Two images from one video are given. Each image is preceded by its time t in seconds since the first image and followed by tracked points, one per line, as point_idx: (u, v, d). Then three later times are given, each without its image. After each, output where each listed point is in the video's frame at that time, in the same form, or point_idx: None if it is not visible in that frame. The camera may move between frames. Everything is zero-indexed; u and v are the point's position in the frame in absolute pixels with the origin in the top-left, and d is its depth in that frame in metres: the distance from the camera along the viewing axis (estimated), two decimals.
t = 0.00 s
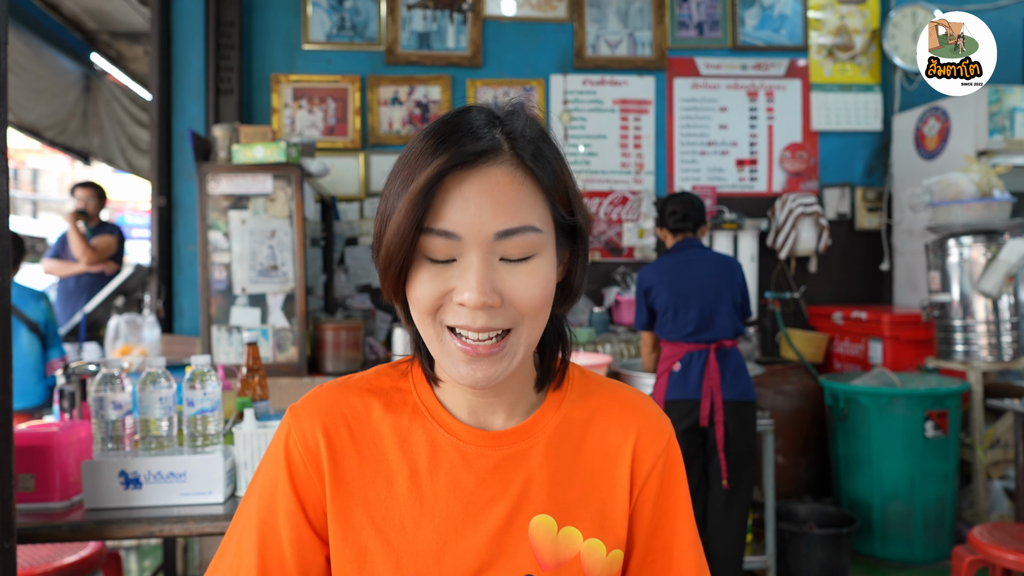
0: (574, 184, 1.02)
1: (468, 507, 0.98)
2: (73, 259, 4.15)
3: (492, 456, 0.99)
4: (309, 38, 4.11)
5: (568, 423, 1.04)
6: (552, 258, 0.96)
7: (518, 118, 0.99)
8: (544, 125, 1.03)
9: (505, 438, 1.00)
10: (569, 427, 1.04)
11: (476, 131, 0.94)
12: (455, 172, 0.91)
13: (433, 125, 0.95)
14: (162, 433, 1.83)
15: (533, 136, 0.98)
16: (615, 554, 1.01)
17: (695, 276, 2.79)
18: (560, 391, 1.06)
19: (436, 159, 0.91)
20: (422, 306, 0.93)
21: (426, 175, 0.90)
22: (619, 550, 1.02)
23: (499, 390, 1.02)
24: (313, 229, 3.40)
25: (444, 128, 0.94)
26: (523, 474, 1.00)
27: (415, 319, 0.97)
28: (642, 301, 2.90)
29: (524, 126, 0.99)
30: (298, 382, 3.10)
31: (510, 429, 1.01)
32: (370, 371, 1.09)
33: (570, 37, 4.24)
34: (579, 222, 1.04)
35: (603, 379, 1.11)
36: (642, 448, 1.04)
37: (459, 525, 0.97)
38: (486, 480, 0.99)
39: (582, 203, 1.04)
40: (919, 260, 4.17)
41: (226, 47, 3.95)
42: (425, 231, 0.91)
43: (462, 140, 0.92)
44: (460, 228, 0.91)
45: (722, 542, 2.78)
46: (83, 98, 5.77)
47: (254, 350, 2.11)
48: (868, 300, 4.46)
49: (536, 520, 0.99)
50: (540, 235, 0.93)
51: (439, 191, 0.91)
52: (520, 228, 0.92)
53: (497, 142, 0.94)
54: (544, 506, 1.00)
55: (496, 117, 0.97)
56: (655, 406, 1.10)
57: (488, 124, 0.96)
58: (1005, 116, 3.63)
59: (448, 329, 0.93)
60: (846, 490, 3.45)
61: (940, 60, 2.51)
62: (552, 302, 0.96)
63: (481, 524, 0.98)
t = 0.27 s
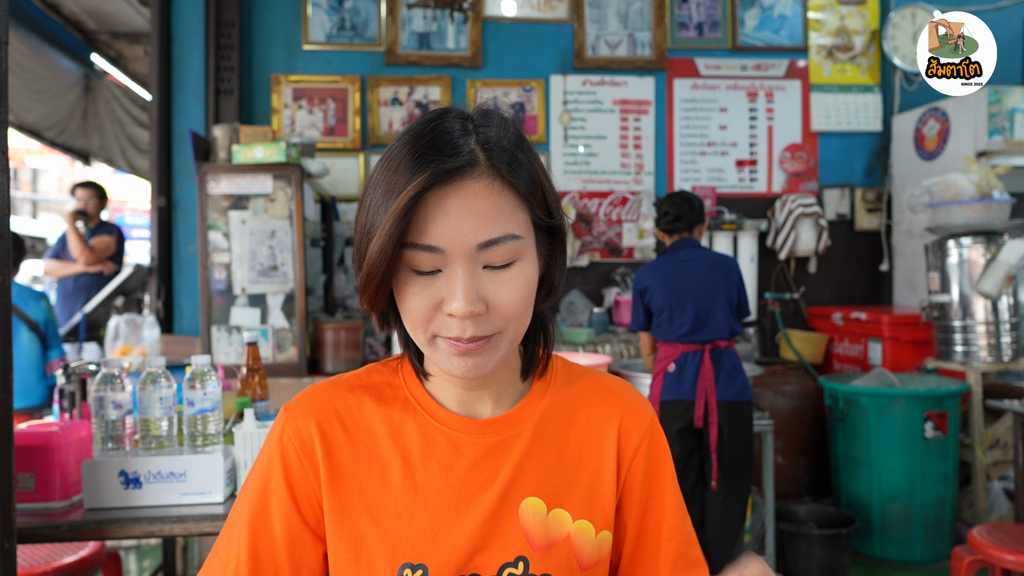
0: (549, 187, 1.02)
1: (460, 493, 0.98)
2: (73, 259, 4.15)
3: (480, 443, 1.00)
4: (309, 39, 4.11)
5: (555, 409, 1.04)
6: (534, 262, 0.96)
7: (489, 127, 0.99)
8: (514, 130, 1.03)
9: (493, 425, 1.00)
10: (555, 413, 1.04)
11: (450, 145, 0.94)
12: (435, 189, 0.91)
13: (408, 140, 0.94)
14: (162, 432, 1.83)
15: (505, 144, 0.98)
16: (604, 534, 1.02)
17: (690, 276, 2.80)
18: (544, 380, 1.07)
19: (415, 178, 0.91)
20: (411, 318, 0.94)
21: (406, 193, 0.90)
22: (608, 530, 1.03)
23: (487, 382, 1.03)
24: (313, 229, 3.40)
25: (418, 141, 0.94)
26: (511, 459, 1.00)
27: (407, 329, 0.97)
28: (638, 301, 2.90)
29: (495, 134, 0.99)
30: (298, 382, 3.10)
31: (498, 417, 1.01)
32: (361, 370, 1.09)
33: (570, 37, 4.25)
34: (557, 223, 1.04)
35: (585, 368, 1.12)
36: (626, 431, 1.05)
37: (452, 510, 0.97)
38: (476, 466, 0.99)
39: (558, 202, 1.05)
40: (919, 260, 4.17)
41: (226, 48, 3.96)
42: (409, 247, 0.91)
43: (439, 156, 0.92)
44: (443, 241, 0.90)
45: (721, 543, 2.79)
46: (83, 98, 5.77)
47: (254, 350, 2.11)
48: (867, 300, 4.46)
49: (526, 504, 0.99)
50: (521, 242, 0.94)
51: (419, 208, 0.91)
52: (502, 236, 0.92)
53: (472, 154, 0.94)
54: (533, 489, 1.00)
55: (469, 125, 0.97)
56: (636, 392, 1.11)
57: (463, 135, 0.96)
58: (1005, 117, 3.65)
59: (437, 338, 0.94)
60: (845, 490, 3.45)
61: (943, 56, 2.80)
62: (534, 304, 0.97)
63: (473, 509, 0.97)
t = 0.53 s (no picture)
0: (539, 185, 1.02)
1: (454, 479, 0.98)
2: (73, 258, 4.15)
3: (473, 430, 1.00)
4: (309, 38, 4.11)
5: (544, 396, 1.04)
6: (525, 258, 0.96)
7: (482, 127, 0.99)
8: (504, 129, 1.03)
9: (485, 413, 1.01)
10: (544, 399, 1.04)
11: (443, 145, 0.94)
12: (429, 187, 0.91)
13: (400, 141, 0.94)
14: (161, 431, 1.82)
15: (497, 144, 0.98)
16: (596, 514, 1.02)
17: (687, 276, 2.81)
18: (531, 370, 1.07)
19: (409, 177, 0.91)
20: (408, 314, 0.94)
21: (400, 193, 0.90)
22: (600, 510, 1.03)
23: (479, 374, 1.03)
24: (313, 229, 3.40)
25: (411, 141, 0.94)
26: (503, 445, 1.00)
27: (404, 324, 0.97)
28: (637, 301, 2.92)
29: (486, 134, 0.99)
30: (298, 382, 3.10)
31: (490, 404, 1.02)
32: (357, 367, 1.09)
33: (570, 38, 4.25)
34: (547, 220, 1.04)
35: (572, 358, 1.12)
36: (611, 414, 1.05)
37: (447, 496, 0.98)
38: (469, 453, 0.99)
39: (547, 200, 1.05)
40: (919, 262, 4.17)
41: (226, 47, 3.96)
42: (404, 244, 0.91)
43: (432, 156, 0.92)
44: (438, 238, 0.91)
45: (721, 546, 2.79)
46: (84, 98, 5.78)
47: (254, 348, 2.11)
48: (867, 302, 4.46)
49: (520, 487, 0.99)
50: (513, 239, 0.94)
51: (414, 206, 0.91)
52: (495, 233, 0.92)
53: (464, 154, 0.94)
54: (526, 474, 1.00)
55: (461, 126, 0.97)
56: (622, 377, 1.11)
57: (453, 135, 0.96)
58: (1006, 119, 3.64)
59: (431, 334, 0.94)
60: (845, 491, 3.45)
61: (942, 59, 3.07)
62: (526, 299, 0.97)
63: (468, 494, 0.98)
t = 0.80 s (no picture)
0: (542, 188, 1.03)
1: (448, 470, 0.99)
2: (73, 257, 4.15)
3: (466, 422, 1.01)
4: (310, 38, 4.11)
5: (535, 389, 1.05)
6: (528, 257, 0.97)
7: (492, 128, 0.99)
8: (510, 132, 1.03)
9: (478, 405, 1.02)
10: (536, 392, 1.05)
11: (456, 143, 0.94)
12: (442, 181, 0.91)
13: (410, 137, 0.94)
14: (162, 429, 1.83)
15: (506, 146, 0.99)
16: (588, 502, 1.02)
17: (686, 275, 2.81)
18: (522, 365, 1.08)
19: (423, 171, 0.91)
20: (413, 306, 0.93)
21: (411, 188, 0.90)
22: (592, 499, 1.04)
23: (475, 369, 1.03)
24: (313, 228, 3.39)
25: (424, 138, 0.94)
26: (496, 437, 1.00)
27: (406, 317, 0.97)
28: (635, 299, 2.92)
29: (494, 136, 1.00)
30: (297, 381, 3.10)
31: (483, 397, 1.02)
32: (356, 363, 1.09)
33: (571, 37, 4.25)
34: (547, 222, 1.05)
35: (564, 354, 1.13)
36: (600, 405, 1.05)
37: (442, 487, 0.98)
38: (462, 444, 1.00)
39: (549, 203, 1.06)
40: (919, 262, 4.17)
41: (226, 46, 3.96)
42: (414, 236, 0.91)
43: (445, 153, 0.92)
44: (447, 231, 0.91)
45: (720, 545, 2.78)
46: (84, 97, 5.78)
47: (254, 347, 2.11)
48: (867, 302, 4.46)
49: (512, 477, 1.00)
50: (519, 238, 0.95)
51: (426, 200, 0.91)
52: (502, 231, 0.92)
53: (475, 153, 0.94)
54: (518, 464, 1.01)
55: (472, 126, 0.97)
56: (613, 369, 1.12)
57: (463, 135, 0.96)
58: (1006, 119, 3.63)
59: (435, 328, 0.94)
60: (844, 491, 3.45)
61: (942, 59, 3.08)
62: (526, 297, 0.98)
63: (461, 484, 0.99)
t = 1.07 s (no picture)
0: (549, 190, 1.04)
1: (450, 463, 0.99)
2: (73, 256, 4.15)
3: (470, 416, 1.01)
4: (310, 36, 4.11)
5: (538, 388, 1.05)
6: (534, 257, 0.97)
7: (501, 131, 1.00)
8: (518, 135, 1.04)
9: (482, 400, 1.02)
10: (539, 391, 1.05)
11: (465, 144, 0.95)
12: (451, 179, 0.91)
13: (421, 138, 0.95)
14: (161, 427, 1.83)
15: (514, 148, 0.99)
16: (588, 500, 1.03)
17: (686, 274, 2.80)
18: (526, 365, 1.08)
19: (432, 169, 0.91)
20: (420, 303, 0.93)
21: (422, 185, 0.90)
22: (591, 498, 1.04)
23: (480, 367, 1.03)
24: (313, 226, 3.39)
25: (434, 138, 0.94)
26: (498, 432, 1.01)
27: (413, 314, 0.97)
28: (635, 298, 2.92)
29: (503, 138, 1.00)
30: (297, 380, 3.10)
31: (487, 393, 1.02)
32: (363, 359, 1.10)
33: (571, 36, 4.24)
34: (553, 225, 1.05)
35: (566, 356, 1.13)
36: (601, 406, 1.05)
37: (444, 480, 0.98)
38: (466, 438, 1.00)
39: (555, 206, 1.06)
40: (919, 261, 4.17)
41: (226, 45, 3.95)
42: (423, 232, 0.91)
43: (454, 153, 0.93)
44: (455, 228, 0.91)
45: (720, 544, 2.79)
46: (83, 95, 5.78)
47: (254, 346, 2.11)
48: (867, 301, 4.46)
49: (513, 473, 1.00)
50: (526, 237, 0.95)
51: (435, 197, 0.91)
52: (509, 229, 0.92)
53: (484, 153, 0.94)
54: (520, 460, 1.01)
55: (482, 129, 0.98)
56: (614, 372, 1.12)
57: (473, 136, 0.97)
58: (1005, 118, 3.63)
59: (442, 324, 0.94)
60: (844, 490, 3.45)
61: (941, 59, 3.08)
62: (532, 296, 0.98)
63: (464, 478, 0.98)
